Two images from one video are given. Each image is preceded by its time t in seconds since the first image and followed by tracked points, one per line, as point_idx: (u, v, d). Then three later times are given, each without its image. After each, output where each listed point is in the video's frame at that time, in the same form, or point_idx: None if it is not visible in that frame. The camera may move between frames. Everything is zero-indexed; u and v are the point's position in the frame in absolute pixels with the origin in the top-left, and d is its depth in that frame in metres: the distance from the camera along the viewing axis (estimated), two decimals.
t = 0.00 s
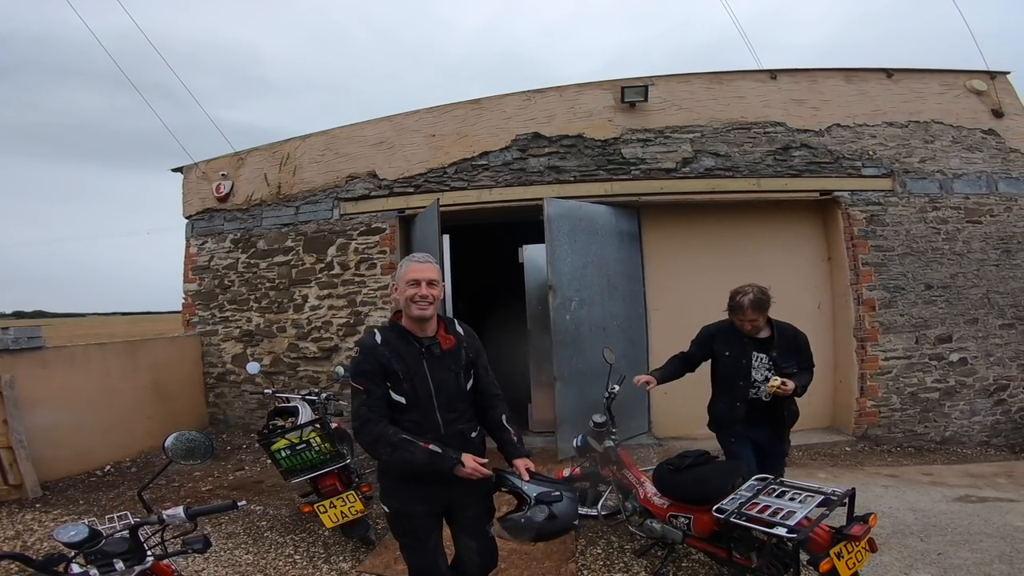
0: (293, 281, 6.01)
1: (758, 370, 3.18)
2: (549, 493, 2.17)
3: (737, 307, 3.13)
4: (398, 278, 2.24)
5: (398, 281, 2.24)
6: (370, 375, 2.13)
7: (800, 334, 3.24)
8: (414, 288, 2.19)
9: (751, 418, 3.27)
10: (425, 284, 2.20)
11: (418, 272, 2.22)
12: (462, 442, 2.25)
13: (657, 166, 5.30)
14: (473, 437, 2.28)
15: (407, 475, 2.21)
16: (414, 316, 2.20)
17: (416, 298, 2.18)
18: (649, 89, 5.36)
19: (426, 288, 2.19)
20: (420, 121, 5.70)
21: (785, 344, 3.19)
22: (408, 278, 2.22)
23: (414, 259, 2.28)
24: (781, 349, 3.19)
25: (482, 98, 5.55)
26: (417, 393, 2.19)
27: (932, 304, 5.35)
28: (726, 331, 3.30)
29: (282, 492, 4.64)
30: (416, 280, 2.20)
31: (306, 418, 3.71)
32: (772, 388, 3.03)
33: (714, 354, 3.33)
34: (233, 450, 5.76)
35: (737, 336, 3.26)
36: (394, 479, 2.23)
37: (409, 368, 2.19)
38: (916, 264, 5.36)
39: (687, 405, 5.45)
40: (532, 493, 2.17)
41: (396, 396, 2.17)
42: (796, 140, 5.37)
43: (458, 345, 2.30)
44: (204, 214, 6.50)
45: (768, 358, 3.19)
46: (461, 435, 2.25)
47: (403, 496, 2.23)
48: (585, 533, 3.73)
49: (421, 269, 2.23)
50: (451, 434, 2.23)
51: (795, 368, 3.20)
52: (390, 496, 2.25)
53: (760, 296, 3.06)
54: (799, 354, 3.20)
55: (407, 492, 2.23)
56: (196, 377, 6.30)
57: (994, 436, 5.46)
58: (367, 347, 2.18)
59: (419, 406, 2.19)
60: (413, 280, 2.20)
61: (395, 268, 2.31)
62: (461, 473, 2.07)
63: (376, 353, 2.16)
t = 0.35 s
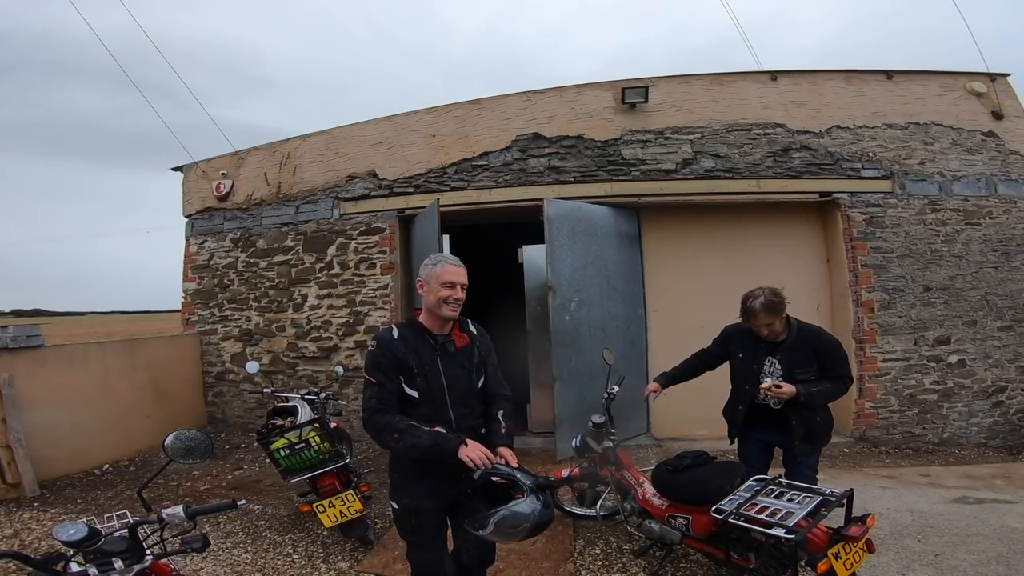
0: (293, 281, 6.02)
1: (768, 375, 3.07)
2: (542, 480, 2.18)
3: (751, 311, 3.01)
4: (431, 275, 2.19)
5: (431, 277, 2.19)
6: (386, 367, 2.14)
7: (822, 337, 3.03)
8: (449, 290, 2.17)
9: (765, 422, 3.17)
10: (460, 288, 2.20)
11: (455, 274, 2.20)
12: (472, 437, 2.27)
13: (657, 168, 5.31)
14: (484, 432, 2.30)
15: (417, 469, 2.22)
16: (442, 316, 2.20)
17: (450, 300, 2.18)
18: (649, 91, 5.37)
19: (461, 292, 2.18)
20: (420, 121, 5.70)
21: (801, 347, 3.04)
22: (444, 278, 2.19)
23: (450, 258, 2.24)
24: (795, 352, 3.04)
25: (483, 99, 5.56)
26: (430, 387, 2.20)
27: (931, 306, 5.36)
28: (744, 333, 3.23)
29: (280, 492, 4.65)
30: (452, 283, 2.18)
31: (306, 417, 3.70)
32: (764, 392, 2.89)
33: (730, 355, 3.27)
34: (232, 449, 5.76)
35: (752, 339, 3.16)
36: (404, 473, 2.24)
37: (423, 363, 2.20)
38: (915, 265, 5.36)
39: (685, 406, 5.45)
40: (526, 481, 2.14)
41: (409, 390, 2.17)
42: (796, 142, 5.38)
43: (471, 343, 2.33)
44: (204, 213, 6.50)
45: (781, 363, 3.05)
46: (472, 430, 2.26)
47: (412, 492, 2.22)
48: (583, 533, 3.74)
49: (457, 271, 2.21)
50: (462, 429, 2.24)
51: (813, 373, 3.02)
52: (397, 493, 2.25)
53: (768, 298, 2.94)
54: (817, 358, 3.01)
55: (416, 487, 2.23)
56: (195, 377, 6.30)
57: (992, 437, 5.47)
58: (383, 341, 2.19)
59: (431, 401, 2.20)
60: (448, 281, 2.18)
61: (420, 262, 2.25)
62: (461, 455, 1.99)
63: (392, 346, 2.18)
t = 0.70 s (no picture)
0: (290, 277, 6.02)
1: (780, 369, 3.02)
2: (529, 473, 2.19)
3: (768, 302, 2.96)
4: (455, 274, 2.17)
5: (454, 277, 2.17)
6: (390, 359, 2.14)
7: (842, 338, 2.90)
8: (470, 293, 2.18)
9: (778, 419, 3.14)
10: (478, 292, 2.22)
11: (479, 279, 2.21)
12: (471, 431, 2.29)
13: (656, 166, 5.31)
14: (481, 428, 2.32)
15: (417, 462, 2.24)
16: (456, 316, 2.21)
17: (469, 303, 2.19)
18: (649, 90, 5.37)
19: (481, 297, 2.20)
20: (420, 118, 5.70)
21: (815, 344, 2.92)
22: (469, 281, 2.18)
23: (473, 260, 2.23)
24: (808, 348, 2.93)
25: (482, 96, 5.55)
26: (433, 381, 2.20)
27: (926, 306, 5.37)
28: (767, 330, 3.18)
29: (275, 488, 4.65)
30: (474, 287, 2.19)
31: (302, 412, 3.69)
32: (765, 351, 2.83)
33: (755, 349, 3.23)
34: (227, 445, 5.76)
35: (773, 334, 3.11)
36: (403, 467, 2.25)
37: (427, 357, 2.20)
38: (911, 266, 5.38)
39: (681, 405, 5.46)
40: (512, 472, 2.15)
41: (412, 383, 2.18)
42: (794, 142, 5.39)
43: (473, 340, 2.34)
44: (201, 208, 6.49)
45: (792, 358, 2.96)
46: (471, 425, 2.28)
47: (409, 486, 2.23)
48: (579, 531, 3.75)
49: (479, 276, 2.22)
50: (462, 423, 2.26)
51: (823, 371, 2.90)
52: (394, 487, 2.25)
53: (784, 289, 2.88)
54: (830, 358, 2.90)
55: (414, 481, 2.24)
56: (191, 373, 6.29)
57: (986, 438, 5.49)
58: (388, 333, 2.19)
59: (433, 395, 2.21)
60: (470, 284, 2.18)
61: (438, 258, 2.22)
62: (456, 456, 2.01)
63: (397, 339, 2.18)
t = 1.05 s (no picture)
0: (281, 269, 6.00)
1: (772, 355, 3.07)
2: (517, 453, 2.21)
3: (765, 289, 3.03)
4: (431, 264, 2.16)
5: (431, 266, 2.16)
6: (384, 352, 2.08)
7: (835, 330, 2.92)
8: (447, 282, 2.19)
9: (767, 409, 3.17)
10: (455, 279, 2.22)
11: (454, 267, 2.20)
12: (461, 415, 2.33)
13: (648, 162, 5.33)
14: (470, 411, 2.36)
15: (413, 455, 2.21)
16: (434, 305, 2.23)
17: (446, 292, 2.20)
18: (642, 86, 5.39)
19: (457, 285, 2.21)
20: (414, 112, 5.69)
21: (807, 333, 2.96)
22: (444, 270, 2.18)
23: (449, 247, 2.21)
24: (798, 336, 2.98)
25: (476, 91, 5.55)
26: (424, 369, 2.20)
27: (913, 303, 5.43)
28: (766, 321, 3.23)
29: (265, 481, 4.65)
30: (451, 275, 2.19)
31: (292, 403, 3.71)
32: (761, 325, 2.90)
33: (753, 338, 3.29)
34: (216, 439, 5.75)
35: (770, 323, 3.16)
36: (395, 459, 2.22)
37: (415, 344, 2.20)
38: (899, 263, 5.44)
39: (671, 399, 5.49)
40: (500, 454, 2.18)
41: (405, 373, 2.15)
42: (785, 140, 5.42)
43: (450, 325, 2.39)
44: (192, 200, 6.46)
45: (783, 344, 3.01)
46: (461, 408, 2.32)
47: (403, 477, 2.22)
48: (569, 523, 3.78)
49: (455, 264, 2.21)
50: (453, 408, 2.29)
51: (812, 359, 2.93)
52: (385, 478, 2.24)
53: (780, 277, 2.95)
54: (817, 348, 2.92)
55: (407, 473, 2.23)
56: (180, 365, 6.27)
57: (970, 435, 5.56)
58: (374, 325, 2.12)
59: (426, 382, 2.20)
60: (447, 273, 2.18)
61: (413, 246, 2.20)
62: (461, 460, 2.07)
63: (386, 329, 2.13)
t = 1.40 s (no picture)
0: (269, 257, 5.98)
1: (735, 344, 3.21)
2: (494, 456, 2.27)
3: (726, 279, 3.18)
4: (408, 248, 2.16)
5: (406, 251, 2.16)
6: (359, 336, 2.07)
7: (789, 316, 3.02)
8: (422, 266, 2.20)
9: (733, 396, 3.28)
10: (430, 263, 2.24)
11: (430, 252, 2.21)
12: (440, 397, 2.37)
13: (638, 156, 5.37)
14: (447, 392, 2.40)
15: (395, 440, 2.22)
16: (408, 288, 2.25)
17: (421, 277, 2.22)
18: (634, 81, 5.42)
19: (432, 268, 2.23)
20: (406, 102, 5.68)
21: (763, 319, 3.09)
22: (421, 254, 2.18)
23: (425, 230, 2.21)
24: (756, 323, 3.11)
25: (468, 82, 5.55)
26: (400, 351, 2.22)
27: (894, 299, 5.53)
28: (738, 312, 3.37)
29: (249, 469, 4.66)
30: (426, 259, 2.20)
31: (278, 384, 3.72)
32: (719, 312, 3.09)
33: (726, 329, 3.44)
34: (200, 427, 5.74)
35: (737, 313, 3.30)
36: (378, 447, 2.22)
37: (390, 326, 2.21)
38: (881, 260, 5.52)
39: (656, 391, 5.56)
40: (480, 454, 2.23)
41: (382, 356, 2.16)
42: (773, 136, 5.48)
43: (422, 306, 2.42)
44: (180, 187, 6.41)
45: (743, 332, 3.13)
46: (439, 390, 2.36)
47: (386, 463, 2.23)
48: (554, 511, 3.82)
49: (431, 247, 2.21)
50: (432, 389, 2.32)
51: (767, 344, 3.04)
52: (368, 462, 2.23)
53: (735, 266, 3.12)
54: (769, 334, 3.04)
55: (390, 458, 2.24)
56: (164, 352, 6.24)
57: (946, 430, 5.68)
58: (347, 310, 2.11)
59: (404, 364, 2.22)
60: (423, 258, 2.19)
61: (387, 229, 2.19)
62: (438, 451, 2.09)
63: (360, 313, 2.12)
